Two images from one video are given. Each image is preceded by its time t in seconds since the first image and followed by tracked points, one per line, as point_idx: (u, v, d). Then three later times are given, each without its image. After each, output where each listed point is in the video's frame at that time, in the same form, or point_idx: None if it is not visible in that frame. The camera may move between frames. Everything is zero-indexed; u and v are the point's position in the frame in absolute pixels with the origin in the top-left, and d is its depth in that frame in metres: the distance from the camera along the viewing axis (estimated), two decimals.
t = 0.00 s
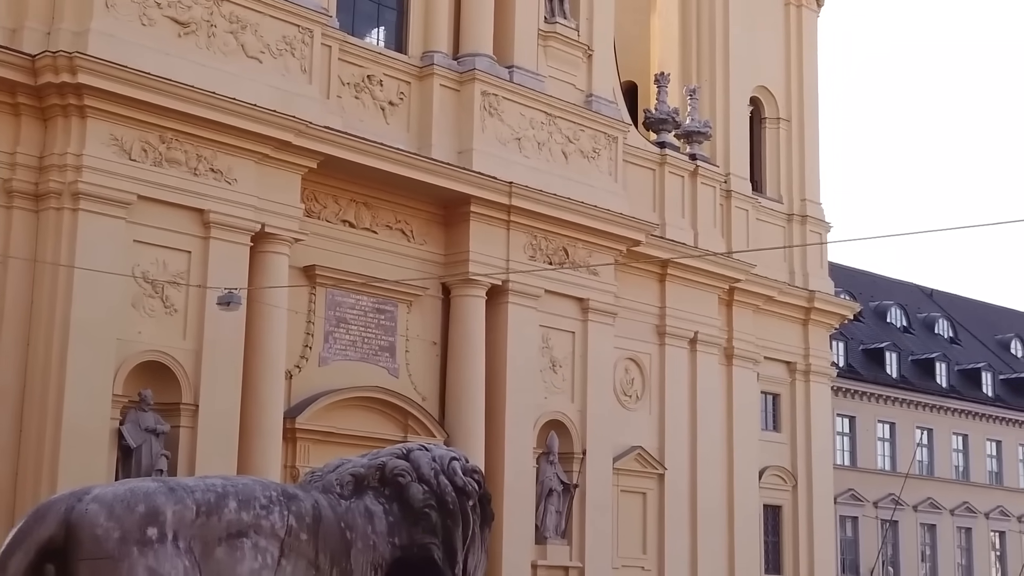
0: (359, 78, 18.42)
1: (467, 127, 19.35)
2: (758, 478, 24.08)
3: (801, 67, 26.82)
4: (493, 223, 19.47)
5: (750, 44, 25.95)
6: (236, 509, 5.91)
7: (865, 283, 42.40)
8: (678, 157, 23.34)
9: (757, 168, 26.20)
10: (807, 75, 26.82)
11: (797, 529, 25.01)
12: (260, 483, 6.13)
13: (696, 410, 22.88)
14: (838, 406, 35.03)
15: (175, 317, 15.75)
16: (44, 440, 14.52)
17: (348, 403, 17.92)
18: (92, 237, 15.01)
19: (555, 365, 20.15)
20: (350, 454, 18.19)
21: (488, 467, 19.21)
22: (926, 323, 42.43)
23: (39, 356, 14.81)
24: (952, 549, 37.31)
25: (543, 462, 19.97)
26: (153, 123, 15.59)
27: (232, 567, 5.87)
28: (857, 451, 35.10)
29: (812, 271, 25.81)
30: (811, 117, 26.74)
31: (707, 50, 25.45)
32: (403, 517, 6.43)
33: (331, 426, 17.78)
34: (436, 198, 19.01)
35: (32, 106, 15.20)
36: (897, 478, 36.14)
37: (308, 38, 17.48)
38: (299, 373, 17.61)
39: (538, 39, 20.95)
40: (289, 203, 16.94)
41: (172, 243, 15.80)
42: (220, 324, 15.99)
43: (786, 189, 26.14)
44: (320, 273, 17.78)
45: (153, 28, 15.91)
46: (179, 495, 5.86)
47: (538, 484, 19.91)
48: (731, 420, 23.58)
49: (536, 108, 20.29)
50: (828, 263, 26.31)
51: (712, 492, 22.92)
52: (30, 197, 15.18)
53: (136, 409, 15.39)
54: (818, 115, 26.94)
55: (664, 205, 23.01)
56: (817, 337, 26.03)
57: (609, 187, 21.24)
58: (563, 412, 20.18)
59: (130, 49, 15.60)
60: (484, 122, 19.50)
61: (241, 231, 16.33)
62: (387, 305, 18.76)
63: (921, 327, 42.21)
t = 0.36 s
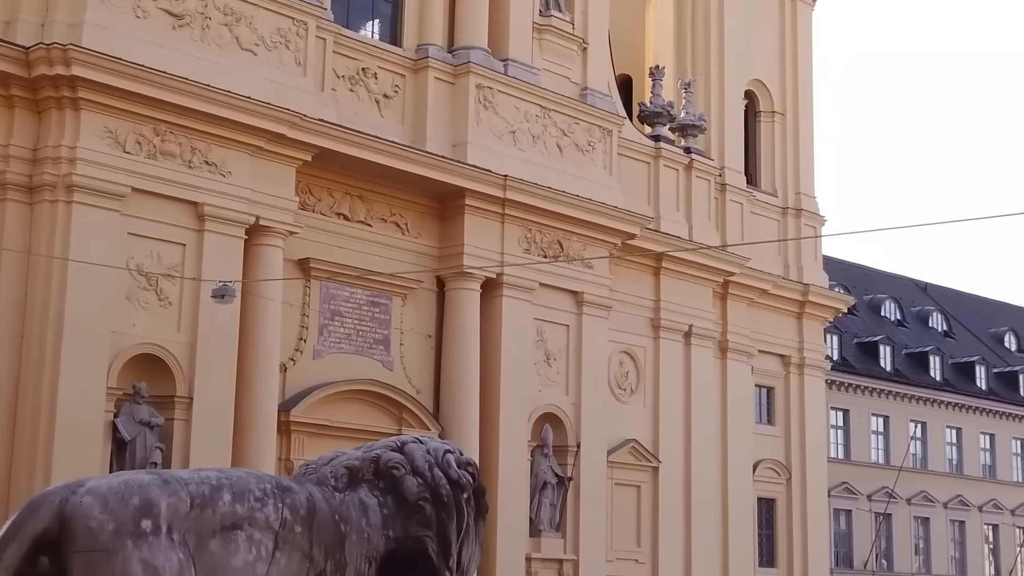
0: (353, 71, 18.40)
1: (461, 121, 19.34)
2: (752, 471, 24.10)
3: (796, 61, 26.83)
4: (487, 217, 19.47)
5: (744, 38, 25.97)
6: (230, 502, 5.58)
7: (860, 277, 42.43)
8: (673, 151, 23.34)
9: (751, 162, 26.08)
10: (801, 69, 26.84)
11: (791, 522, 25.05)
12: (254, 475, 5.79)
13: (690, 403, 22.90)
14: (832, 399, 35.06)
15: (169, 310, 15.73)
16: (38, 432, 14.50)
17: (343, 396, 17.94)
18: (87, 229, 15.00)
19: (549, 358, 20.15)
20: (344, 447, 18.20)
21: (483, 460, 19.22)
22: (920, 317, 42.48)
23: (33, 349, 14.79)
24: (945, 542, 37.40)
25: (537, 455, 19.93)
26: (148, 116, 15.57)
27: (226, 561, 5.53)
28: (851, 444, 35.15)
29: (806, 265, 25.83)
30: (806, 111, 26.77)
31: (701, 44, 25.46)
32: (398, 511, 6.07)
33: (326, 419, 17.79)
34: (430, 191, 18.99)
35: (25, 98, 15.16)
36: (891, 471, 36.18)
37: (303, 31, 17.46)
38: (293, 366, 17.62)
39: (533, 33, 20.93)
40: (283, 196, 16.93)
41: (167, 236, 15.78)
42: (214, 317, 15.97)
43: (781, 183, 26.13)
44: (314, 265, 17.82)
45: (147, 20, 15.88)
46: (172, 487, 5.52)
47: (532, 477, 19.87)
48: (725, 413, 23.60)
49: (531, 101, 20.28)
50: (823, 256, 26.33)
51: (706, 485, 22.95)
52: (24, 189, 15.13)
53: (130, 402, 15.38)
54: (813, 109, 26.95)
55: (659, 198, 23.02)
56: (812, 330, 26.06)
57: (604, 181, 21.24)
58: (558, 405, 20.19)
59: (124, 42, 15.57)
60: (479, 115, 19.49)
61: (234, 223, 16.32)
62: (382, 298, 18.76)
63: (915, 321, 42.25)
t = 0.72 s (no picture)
0: (348, 65, 18.38)
1: (457, 114, 19.33)
2: (746, 465, 24.12)
3: (791, 55, 26.83)
4: (482, 211, 19.47)
5: (739, 31, 25.97)
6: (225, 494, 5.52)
7: (854, 271, 42.44)
8: (668, 145, 23.33)
9: (746, 155, 26.16)
10: (797, 63, 26.84)
11: (785, 516, 25.08)
12: (250, 468, 5.73)
13: (685, 397, 22.92)
14: (827, 393, 35.08)
15: (164, 303, 15.73)
16: (32, 424, 14.50)
17: (338, 390, 17.93)
18: (81, 223, 14.99)
19: (544, 352, 20.16)
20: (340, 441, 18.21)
21: (477, 454, 19.22)
22: (914, 311, 42.52)
23: (27, 342, 14.74)
24: (938, 536, 37.48)
25: (532, 449, 19.98)
26: (143, 109, 15.55)
27: (221, 554, 5.48)
28: (845, 438, 35.18)
29: (801, 259, 25.83)
30: (801, 105, 26.76)
31: (697, 38, 25.44)
32: (392, 504, 6.04)
33: (321, 412, 17.80)
34: (425, 184, 18.98)
35: (20, 91, 15.11)
36: (886, 465, 36.22)
37: (298, 24, 17.44)
38: (288, 360, 17.61)
39: (528, 26, 20.92)
40: (278, 189, 16.92)
41: (162, 229, 15.78)
42: (210, 310, 15.97)
43: (776, 177, 26.15)
44: (309, 259, 17.76)
45: (142, 13, 15.85)
46: (167, 480, 5.46)
47: (527, 471, 19.91)
48: (720, 407, 23.62)
49: (526, 95, 20.27)
50: (818, 250, 26.34)
51: (701, 479, 22.96)
52: (19, 182, 15.11)
53: (125, 395, 15.37)
54: (808, 103, 26.96)
55: (654, 192, 23.02)
56: (806, 324, 26.07)
57: (599, 174, 21.24)
58: (552, 399, 20.20)
59: (118, 35, 15.54)
60: (474, 109, 19.48)
61: (230, 217, 16.31)
62: (377, 292, 18.75)
63: (909, 315, 42.30)
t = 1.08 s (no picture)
0: (343, 57, 18.36)
1: (451, 107, 19.32)
2: (740, 458, 24.15)
3: (786, 48, 26.84)
4: (477, 204, 19.46)
5: (734, 25, 25.97)
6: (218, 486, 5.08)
7: (849, 264, 42.47)
8: (663, 138, 23.33)
9: (741, 150, 26.13)
10: (791, 57, 26.86)
11: (779, 509, 25.11)
12: (243, 460, 5.27)
13: (679, 390, 22.93)
14: (821, 387, 35.11)
15: (159, 296, 15.72)
16: (26, 416, 14.49)
17: (333, 383, 17.94)
18: (76, 215, 14.97)
19: (539, 346, 20.16)
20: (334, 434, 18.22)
21: (472, 447, 19.23)
22: (908, 305, 42.57)
23: (22, 333, 14.77)
24: (932, 529, 37.55)
25: (527, 442, 19.97)
26: (137, 102, 15.54)
27: (215, 547, 5.05)
28: (839, 431, 35.23)
29: (795, 252, 25.84)
30: (796, 98, 26.77)
31: (692, 31, 25.45)
32: (387, 497, 5.45)
33: (316, 405, 17.81)
34: (420, 177, 18.97)
35: (14, 83, 15.09)
36: (880, 458, 36.25)
37: (292, 17, 17.42)
38: (283, 352, 17.61)
39: (523, 19, 20.90)
40: (273, 182, 16.92)
41: (156, 222, 15.77)
42: (204, 303, 15.95)
43: (770, 170, 26.16)
44: (304, 252, 17.80)
45: (136, 6, 15.83)
46: (161, 472, 5.05)
47: (521, 464, 19.90)
48: (714, 400, 23.65)
49: (521, 88, 20.27)
50: (812, 244, 26.35)
51: (695, 472, 22.98)
52: (13, 174, 15.10)
53: (119, 387, 15.38)
54: (803, 97, 26.97)
55: (649, 185, 23.02)
56: (801, 318, 26.10)
57: (594, 168, 21.24)
58: (547, 392, 20.21)
59: (112, 27, 15.52)
60: (469, 102, 19.46)
61: (224, 209, 16.29)
62: (371, 285, 18.75)
63: (904, 308, 42.34)
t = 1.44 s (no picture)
0: (338, 50, 18.32)
1: (446, 100, 19.31)
2: (734, 451, 24.18)
3: (781, 42, 26.85)
4: (472, 197, 19.46)
5: (729, 18, 25.98)
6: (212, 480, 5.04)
7: (843, 258, 42.49)
8: (658, 131, 23.32)
9: (735, 143, 26.13)
10: (786, 51, 26.85)
11: (773, 502, 25.14)
12: (238, 452, 5.23)
13: (673, 383, 22.94)
14: (815, 380, 35.13)
15: (153, 289, 15.70)
16: (21, 409, 14.47)
17: (327, 376, 17.94)
18: (70, 207, 14.95)
19: (534, 339, 20.17)
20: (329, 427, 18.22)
21: (466, 440, 19.24)
22: (902, 299, 42.61)
23: (14, 326, 14.72)
24: (926, 522, 37.63)
25: (521, 435, 19.98)
26: (131, 94, 15.52)
27: (209, 539, 5.02)
28: (833, 424, 35.26)
29: (790, 245, 25.86)
30: (790, 92, 26.76)
31: (687, 24, 25.43)
32: (382, 489, 5.39)
33: (310, 398, 17.80)
34: (414, 170, 18.96)
35: (8, 76, 15.04)
36: (874, 452, 36.29)
37: (287, 9, 17.40)
38: (277, 345, 17.61)
39: (518, 12, 20.88)
40: (267, 174, 16.90)
41: (151, 215, 15.75)
42: (198, 296, 15.94)
43: (765, 163, 26.16)
44: (298, 245, 17.75)
45: None
46: (156, 465, 5.02)
47: (516, 457, 19.93)
48: (708, 394, 23.66)
49: (516, 82, 20.26)
50: (806, 237, 26.36)
51: (690, 465, 23.00)
52: (7, 167, 15.05)
53: (114, 380, 15.36)
54: (798, 90, 26.97)
55: (643, 178, 23.02)
56: (795, 311, 26.11)
57: (589, 161, 21.24)
58: (542, 385, 20.22)
59: (107, 19, 15.48)
60: (464, 95, 19.45)
61: (218, 202, 16.28)
62: (366, 278, 18.73)
63: (898, 302, 42.38)
